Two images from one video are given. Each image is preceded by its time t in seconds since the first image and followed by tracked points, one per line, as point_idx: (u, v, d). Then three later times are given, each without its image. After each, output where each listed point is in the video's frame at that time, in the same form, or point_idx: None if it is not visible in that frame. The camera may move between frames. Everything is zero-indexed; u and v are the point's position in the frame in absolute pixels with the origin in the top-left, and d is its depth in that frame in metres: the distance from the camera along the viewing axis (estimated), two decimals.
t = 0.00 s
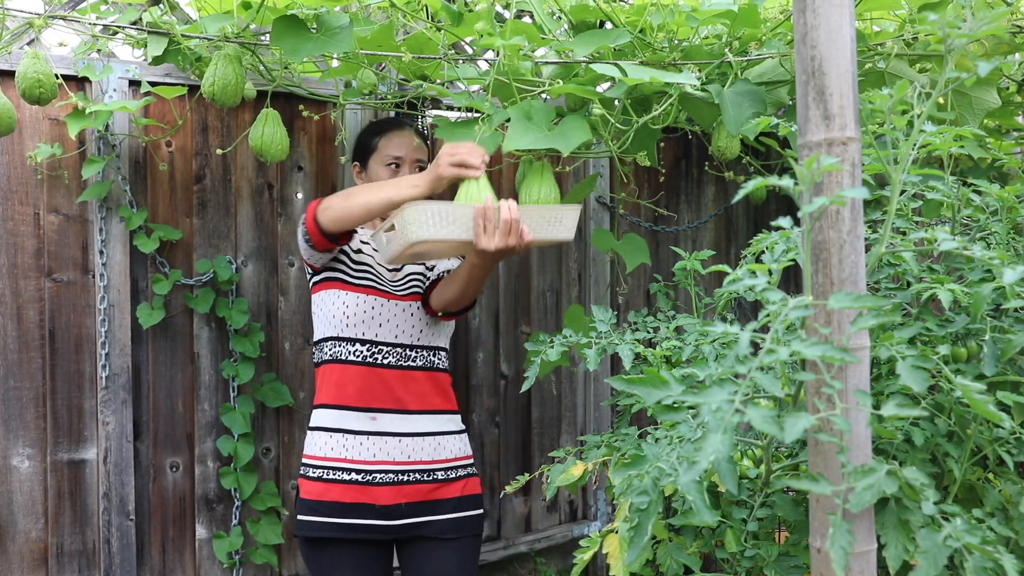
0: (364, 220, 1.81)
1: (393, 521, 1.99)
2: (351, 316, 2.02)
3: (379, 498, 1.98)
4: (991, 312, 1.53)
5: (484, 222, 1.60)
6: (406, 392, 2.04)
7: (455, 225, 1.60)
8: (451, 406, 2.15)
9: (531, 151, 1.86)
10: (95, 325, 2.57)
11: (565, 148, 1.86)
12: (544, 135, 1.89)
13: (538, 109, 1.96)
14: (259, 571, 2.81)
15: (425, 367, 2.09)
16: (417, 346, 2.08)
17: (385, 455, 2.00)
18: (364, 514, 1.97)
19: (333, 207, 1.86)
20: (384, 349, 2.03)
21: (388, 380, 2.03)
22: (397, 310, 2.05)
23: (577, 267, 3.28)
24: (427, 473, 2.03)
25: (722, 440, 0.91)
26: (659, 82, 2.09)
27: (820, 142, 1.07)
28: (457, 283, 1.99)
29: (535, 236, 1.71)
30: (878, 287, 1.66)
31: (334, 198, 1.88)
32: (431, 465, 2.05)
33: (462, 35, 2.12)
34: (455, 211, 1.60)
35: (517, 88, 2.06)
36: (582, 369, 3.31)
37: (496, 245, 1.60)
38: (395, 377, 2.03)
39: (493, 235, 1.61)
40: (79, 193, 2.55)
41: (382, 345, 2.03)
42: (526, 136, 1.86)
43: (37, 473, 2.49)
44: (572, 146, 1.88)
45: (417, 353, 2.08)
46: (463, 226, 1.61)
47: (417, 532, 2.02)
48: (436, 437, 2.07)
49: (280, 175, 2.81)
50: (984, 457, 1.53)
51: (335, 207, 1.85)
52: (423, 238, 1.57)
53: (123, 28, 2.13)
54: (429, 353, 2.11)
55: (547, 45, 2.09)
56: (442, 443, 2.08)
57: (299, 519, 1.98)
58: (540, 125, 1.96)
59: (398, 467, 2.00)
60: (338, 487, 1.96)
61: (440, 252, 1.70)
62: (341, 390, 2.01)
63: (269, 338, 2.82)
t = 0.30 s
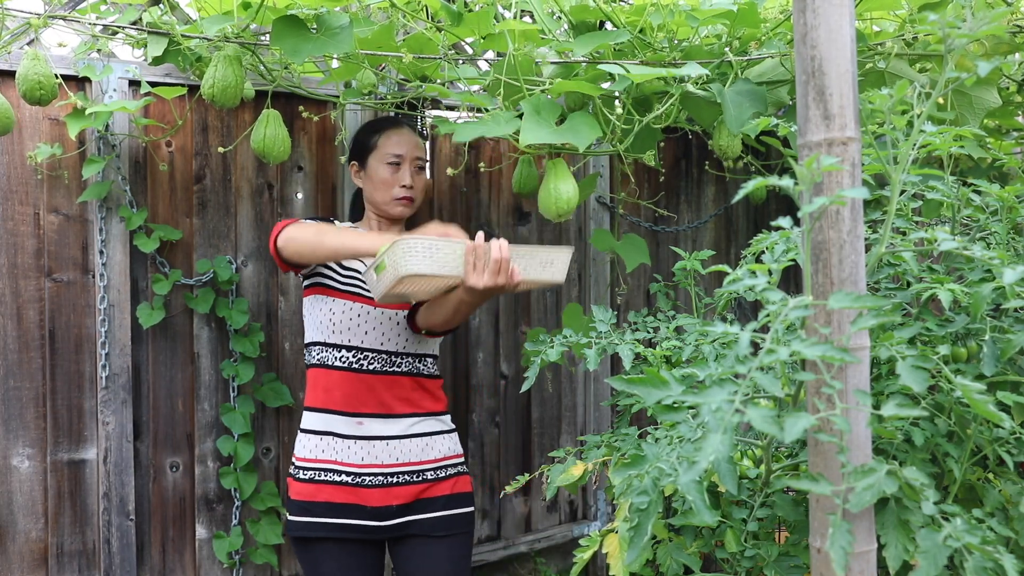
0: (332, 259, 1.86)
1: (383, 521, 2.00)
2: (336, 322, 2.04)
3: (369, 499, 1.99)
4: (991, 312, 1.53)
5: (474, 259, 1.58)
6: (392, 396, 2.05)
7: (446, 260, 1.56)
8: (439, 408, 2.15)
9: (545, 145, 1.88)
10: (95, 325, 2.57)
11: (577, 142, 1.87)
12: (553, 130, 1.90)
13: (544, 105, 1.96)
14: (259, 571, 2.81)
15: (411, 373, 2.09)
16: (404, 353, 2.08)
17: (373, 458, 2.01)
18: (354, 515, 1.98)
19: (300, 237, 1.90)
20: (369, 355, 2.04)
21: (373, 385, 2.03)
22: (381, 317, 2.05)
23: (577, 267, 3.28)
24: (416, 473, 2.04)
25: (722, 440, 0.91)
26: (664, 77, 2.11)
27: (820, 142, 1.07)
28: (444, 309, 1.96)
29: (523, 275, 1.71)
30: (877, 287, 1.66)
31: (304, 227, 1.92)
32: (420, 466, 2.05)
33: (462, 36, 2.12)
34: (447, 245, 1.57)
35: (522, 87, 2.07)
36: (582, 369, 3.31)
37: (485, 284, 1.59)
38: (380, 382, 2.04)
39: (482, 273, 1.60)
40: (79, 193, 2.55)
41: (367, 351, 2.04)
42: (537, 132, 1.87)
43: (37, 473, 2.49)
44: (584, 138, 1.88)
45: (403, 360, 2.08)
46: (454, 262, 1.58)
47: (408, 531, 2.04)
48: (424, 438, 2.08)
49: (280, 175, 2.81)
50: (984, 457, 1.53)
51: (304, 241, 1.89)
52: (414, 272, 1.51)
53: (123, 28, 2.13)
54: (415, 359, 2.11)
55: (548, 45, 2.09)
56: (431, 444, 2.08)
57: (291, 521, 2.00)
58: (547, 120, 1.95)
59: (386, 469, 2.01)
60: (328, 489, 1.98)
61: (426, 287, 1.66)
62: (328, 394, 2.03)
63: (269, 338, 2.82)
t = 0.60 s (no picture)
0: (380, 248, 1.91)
1: (379, 519, 2.03)
2: (337, 325, 2.05)
3: (365, 498, 2.01)
4: (991, 312, 1.53)
5: (474, 291, 1.79)
6: (388, 399, 2.07)
7: (446, 293, 1.78)
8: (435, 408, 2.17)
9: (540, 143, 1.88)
10: (95, 325, 2.57)
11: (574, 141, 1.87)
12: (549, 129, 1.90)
13: (543, 105, 1.97)
14: (259, 571, 2.81)
15: (408, 376, 2.11)
16: (401, 356, 2.09)
17: (371, 458, 2.02)
18: (350, 512, 2.00)
19: (348, 232, 1.91)
20: (367, 359, 2.05)
21: (370, 388, 2.05)
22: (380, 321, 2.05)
23: (577, 267, 3.28)
24: (413, 472, 2.06)
25: (722, 440, 0.91)
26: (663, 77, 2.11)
27: (820, 142, 1.07)
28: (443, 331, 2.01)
29: (526, 310, 1.90)
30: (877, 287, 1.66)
31: (347, 224, 1.93)
32: (416, 464, 2.07)
33: (462, 35, 2.12)
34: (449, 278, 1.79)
35: (521, 87, 2.07)
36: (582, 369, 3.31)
37: (484, 315, 1.80)
38: (376, 385, 2.06)
39: (481, 305, 1.80)
40: (79, 193, 2.55)
41: (366, 354, 2.05)
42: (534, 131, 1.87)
43: (37, 473, 2.49)
44: (581, 137, 1.88)
45: (400, 363, 2.09)
46: (454, 294, 1.79)
47: (404, 529, 2.06)
48: (420, 437, 2.10)
49: (280, 175, 2.81)
50: (984, 458, 1.53)
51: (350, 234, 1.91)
52: (413, 302, 1.73)
53: (123, 28, 2.13)
54: (412, 363, 2.11)
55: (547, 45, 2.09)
56: (427, 442, 2.11)
57: (288, 518, 2.01)
58: (544, 119, 1.95)
59: (383, 469, 2.03)
60: (325, 487, 1.99)
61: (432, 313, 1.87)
62: (326, 394, 2.04)
63: (268, 338, 2.82)
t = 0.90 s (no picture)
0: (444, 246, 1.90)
1: (393, 516, 2.03)
2: (362, 323, 2.05)
3: (381, 494, 2.02)
4: (991, 313, 1.53)
5: (496, 293, 1.78)
6: (407, 398, 2.08)
7: (468, 295, 1.76)
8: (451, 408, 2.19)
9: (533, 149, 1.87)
10: (95, 325, 2.57)
11: (566, 150, 1.86)
12: (545, 136, 1.89)
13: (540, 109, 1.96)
14: (259, 571, 2.81)
15: (427, 377, 2.12)
16: (422, 356, 2.10)
17: (388, 456, 2.03)
18: (366, 509, 2.00)
19: (413, 236, 1.88)
20: (389, 358, 2.05)
21: (390, 387, 2.05)
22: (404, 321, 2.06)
23: (577, 267, 3.28)
24: (429, 470, 2.07)
25: (722, 440, 0.91)
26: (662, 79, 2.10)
27: (820, 142, 1.07)
28: (463, 333, 2.04)
29: (546, 310, 1.89)
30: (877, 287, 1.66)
31: (408, 226, 1.90)
32: (432, 463, 2.08)
33: (462, 35, 2.12)
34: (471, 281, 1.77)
35: (519, 88, 2.07)
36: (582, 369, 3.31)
37: (506, 316, 1.78)
38: (397, 384, 2.06)
39: (504, 307, 1.79)
40: (79, 193, 2.55)
41: (388, 353, 2.05)
42: (527, 137, 1.86)
43: (37, 473, 2.49)
44: (575, 146, 1.87)
45: (420, 363, 2.10)
46: (476, 297, 1.78)
47: (417, 526, 2.06)
48: (437, 436, 2.11)
49: (280, 175, 2.81)
50: (984, 458, 1.53)
51: (409, 234, 1.88)
52: (436, 304, 1.71)
53: (123, 28, 2.13)
54: (432, 364, 2.13)
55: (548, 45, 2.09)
56: (442, 441, 2.12)
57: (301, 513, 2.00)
58: (541, 123, 1.95)
59: (399, 466, 2.03)
60: (341, 483, 1.99)
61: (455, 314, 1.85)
62: (346, 391, 2.04)
63: (269, 338, 2.82)
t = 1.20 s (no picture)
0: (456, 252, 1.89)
1: (412, 514, 2.04)
2: (381, 318, 2.05)
3: (399, 493, 2.02)
4: (991, 313, 1.53)
5: (524, 268, 1.76)
6: (429, 393, 2.08)
7: (496, 272, 1.75)
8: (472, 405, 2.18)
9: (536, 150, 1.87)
10: (95, 325, 2.57)
11: (569, 150, 1.85)
12: (548, 136, 1.89)
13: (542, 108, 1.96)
14: (259, 571, 2.81)
15: (448, 370, 2.12)
16: (444, 349, 2.10)
17: (407, 453, 2.03)
18: (384, 508, 2.00)
19: (426, 245, 1.85)
20: (410, 352, 2.05)
21: (412, 382, 2.06)
22: (424, 316, 2.06)
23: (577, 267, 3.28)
24: (448, 469, 2.07)
25: (722, 440, 0.91)
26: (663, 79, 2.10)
27: (820, 142, 1.07)
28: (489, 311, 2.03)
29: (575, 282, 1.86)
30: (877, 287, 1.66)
31: (419, 234, 1.87)
32: (451, 462, 2.08)
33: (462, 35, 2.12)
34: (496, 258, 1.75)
35: (521, 88, 2.07)
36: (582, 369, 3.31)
37: (536, 291, 1.75)
38: (419, 379, 2.06)
39: (533, 281, 1.77)
40: (79, 193, 2.55)
41: (408, 348, 2.05)
42: (530, 137, 1.86)
43: (37, 473, 2.49)
44: (578, 145, 1.86)
45: (442, 357, 2.10)
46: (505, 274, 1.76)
47: (434, 525, 2.07)
48: (457, 435, 2.11)
49: (280, 175, 2.81)
50: (984, 458, 1.53)
51: (422, 244, 1.86)
52: (464, 283, 1.72)
53: (123, 28, 2.13)
54: (454, 356, 2.13)
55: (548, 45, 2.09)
56: (462, 441, 2.12)
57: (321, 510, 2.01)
58: (544, 122, 1.95)
59: (419, 464, 2.04)
60: (360, 481, 2.00)
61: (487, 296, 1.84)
62: (367, 387, 2.04)
63: (268, 338, 2.82)
